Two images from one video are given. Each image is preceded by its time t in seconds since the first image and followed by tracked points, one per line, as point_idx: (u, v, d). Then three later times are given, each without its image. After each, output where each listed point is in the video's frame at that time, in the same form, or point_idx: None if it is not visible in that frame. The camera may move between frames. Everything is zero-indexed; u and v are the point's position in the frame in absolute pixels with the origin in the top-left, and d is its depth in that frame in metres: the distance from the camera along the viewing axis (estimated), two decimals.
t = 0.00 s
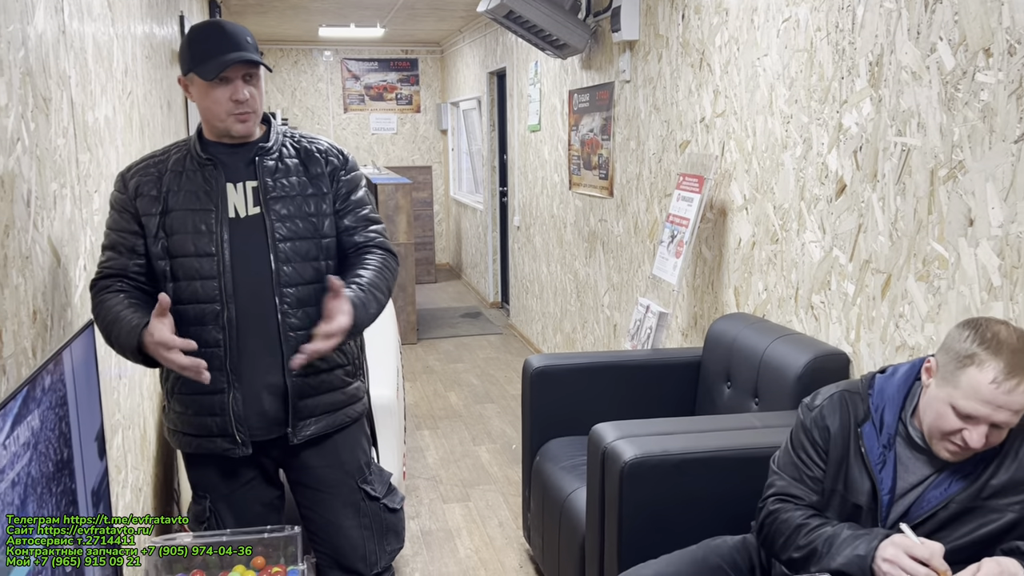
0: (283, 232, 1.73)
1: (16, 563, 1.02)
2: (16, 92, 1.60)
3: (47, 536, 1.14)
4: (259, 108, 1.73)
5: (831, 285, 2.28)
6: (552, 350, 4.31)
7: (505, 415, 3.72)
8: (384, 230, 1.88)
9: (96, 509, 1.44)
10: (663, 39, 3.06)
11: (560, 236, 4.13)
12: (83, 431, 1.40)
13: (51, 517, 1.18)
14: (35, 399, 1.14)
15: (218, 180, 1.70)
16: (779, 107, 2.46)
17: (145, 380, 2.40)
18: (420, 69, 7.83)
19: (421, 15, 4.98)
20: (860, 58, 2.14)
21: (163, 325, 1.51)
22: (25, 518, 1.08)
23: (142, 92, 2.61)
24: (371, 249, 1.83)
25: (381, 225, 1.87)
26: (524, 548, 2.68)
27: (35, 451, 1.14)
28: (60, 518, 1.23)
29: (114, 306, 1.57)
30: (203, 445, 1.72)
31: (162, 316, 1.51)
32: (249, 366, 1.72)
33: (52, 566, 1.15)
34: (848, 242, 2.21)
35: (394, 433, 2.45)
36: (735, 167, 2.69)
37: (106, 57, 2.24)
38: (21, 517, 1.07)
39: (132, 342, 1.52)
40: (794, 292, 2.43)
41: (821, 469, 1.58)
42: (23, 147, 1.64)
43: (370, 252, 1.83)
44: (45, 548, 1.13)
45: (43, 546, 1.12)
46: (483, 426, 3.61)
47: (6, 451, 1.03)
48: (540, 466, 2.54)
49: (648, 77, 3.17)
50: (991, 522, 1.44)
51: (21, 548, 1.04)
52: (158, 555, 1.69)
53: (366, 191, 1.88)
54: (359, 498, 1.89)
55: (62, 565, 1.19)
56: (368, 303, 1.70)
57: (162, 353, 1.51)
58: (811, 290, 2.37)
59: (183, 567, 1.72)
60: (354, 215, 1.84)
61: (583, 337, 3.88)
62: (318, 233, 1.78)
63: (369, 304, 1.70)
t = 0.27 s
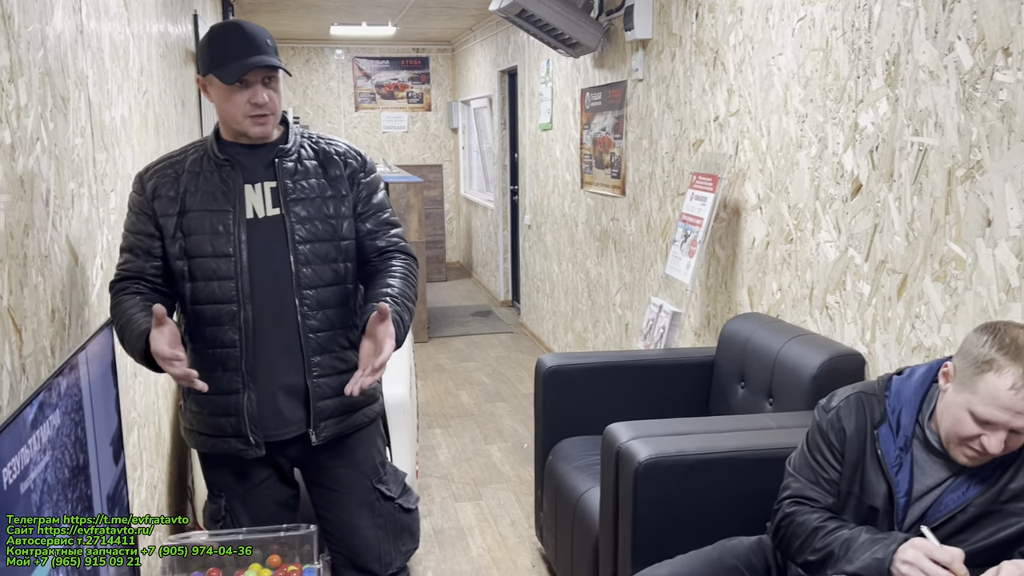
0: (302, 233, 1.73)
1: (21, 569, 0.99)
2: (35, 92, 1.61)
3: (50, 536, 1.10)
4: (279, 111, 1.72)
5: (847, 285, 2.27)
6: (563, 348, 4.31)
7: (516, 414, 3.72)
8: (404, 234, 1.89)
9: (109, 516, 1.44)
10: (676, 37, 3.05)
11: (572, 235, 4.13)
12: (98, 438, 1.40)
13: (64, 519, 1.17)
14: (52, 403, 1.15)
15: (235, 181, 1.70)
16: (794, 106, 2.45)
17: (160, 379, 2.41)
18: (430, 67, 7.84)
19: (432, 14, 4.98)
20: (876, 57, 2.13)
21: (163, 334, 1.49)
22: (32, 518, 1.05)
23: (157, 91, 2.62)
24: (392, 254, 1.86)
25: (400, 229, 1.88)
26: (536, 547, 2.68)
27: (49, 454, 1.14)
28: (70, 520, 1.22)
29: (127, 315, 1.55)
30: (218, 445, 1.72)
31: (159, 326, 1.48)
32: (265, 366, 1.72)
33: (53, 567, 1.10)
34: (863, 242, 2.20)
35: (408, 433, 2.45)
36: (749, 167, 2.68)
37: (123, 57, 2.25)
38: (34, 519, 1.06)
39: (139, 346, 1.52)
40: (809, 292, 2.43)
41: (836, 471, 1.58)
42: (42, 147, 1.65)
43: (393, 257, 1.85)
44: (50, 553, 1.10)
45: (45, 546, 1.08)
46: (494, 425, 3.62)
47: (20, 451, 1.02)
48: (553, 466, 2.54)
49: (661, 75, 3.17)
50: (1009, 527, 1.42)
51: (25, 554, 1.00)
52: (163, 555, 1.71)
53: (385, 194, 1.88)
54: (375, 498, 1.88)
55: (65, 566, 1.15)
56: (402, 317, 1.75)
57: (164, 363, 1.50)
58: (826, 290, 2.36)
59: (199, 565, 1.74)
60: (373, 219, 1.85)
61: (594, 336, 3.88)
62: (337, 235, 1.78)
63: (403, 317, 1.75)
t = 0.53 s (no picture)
0: (320, 234, 1.73)
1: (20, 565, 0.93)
2: (53, 92, 1.61)
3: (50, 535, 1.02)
4: (294, 108, 1.72)
5: (863, 287, 2.25)
6: (574, 349, 4.30)
7: (528, 414, 3.72)
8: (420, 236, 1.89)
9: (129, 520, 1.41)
10: (691, 37, 3.04)
11: (584, 235, 4.12)
12: (114, 442, 1.39)
13: (72, 518, 1.11)
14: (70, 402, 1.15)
15: (254, 182, 1.70)
16: (810, 106, 2.44)
17: (174, 378, 2.42)
18: (442, 67, 7.84)
19: (444, 13, 4.98)
20: (894, 58, 2.11)
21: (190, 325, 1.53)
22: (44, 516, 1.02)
23: (172, 91, 2.62)
24: (407, 256, 1.86)
25: (417, 230, 1.88)
26: (549, 548, 2.67)
27: (67, 456, 1.13)
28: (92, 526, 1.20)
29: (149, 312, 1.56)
30: (236, 446, 1.72)
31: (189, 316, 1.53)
32: (283, 367, 1.72)
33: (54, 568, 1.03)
34: (881, 244, 2.18)
35: (421, 433, 2.45)
36: (764, 168, 2.67)
37: (138, 56, 2.25)
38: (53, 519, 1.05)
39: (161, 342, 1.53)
40: (824, 294, 2.41)
41: (856, 474, 1.57)
42: (59, 147, 1.64)
43: (408, 259, 1.85)
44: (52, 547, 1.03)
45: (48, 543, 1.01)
46: (505, 425, 3.61)
47: (40, 452, 1.02)
48: (566, 467, 2.54)
49: (675, 75, 3.15)
50: None
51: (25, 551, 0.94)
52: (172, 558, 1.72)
53: (402, 195, 1.89)
54: (391, 498, 1.87)
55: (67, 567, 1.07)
56: (415, 318, 1.75)
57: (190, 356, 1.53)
58: (842, 292, 2.34)
59: (215, 565, 1.74)
60: (390, 220, 1.85)
61: (606, 336, 3.87)
62: (354, 236, 1.78)
63: (416, 318, 1.75)
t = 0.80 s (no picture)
0: (349, 238, 1.72)
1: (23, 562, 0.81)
2: (82, 96, 1.59)
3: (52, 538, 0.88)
4: (318, 111, 1.70)
5: (890, 293, 2.23)
6: (590, 352, 4.29)
7: (545, 418, 3.71)
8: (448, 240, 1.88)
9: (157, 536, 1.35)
10: (712, 40, 3.02)
11: (601, 238, 4.11)
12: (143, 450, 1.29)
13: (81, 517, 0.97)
14: (105, 403, 1.08)
15: (282, 186, 1.70)
16: (836, 110, 2.41)
17: (196, 382, 2.41)
18: (456, 68, 7.83)
19: (460, 15, 4.97)
20: (925, 61, 2.08)
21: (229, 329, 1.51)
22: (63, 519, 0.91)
23: (194, 93, 2.62)
24: (435, 260, 1.85)
25: (444, 234, 1.88)
26: (569, 554, 2.66)
27: (106, 461, 1.08)
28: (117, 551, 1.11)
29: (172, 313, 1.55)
30: (264, 451, 1.71)
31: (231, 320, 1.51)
32: (312, 372, 1.71)
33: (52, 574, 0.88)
34: (909, 249, 2.16)
35: (443, 438, 2.44)
36: (788, 171, 2.64)
37: (162, 59, 2.24)
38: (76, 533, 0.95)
39: (196, 346, 1.51)
40: (850, 299, 2.39)
41: (890, 486, 1.54)
42: (87, 151, 1.63)
43: (436, 263, 1.85)
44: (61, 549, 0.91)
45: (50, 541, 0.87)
46: (522, 429, 3.60)
47: (75, 460, 0.95)
48: (588, 473, 2.53)
49: (696, 78, 3.14)
50: None
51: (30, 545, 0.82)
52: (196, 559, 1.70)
53: (429, 199, 1.88)
54: (417, 505, 1.86)
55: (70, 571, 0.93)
56: (445, 320, 1.75)
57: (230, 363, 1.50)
58: (868, 297, 2.32)
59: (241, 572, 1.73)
60: (418, 224, 1.85)
61: (624, 339, 3.86)
62: (383, 240, 1.77)
63: (447, 320, 1.75)
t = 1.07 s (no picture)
0: (388, 241, 1.72)
1: (21, 560, 0.69)
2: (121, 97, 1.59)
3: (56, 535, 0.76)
4: (356, 111, 1.70)
5: (928, 298, 2.20)
6: (614, 356, 4.27)
7: (569, 422, 3.69)
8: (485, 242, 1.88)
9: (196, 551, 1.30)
10: (743, 42, 2.99)
11: (626, 242, 4.09)
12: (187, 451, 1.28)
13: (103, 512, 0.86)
14: (148, 406, 1.06)
15: (321, 189, 1.70)
16: (871, 113, 2.38)
17: (228, 384, 2.42)
18: (478, 72, 7.84)
19: (484, 18, 4.97)
20: (966, 63, 2.03)
21: (274, 336, 1.52)
22: (105, 516, 0.87)
23: (227, 96, 2.63)
24: (472, 262, 1.84)
25: (481, 236, 1.87)
26: (597, 560, 2.64)
27: (150, 463, 1.06)
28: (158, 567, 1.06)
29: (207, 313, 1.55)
30: (302, 454, 1.71)
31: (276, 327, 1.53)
32: (351, 375, 1.70)
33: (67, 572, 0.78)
34: (947, 254, 2.12)
35: (473, 442, 2.43)
36: (822, 175, 2.62)
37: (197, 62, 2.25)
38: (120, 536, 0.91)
39: (236, 351, 1.52)
40: (885, 305, 2.36)
41: (937, 495, 1.52)
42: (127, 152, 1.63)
43: (473, 265, 1.84)
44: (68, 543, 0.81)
45: (55, 539, 0.76)
46: (547, 433, 3.59)
47: (126, 461, 0.95)
48: (618, 478, 2.51)
49: (726, 81, 3.12)
50: None
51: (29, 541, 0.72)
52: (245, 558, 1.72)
53: (466, 201, 1.87)
54: (453, 509, 1.85)
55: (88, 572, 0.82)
56: (484, 321, 1.75)
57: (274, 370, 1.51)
58: (905, 303, 2.28)
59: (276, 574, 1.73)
60: (455, 226, 1.84)
61: (649, 344, 3.84)
62: (421, 242, 1.77)
63: (486, 321, 1.75)
